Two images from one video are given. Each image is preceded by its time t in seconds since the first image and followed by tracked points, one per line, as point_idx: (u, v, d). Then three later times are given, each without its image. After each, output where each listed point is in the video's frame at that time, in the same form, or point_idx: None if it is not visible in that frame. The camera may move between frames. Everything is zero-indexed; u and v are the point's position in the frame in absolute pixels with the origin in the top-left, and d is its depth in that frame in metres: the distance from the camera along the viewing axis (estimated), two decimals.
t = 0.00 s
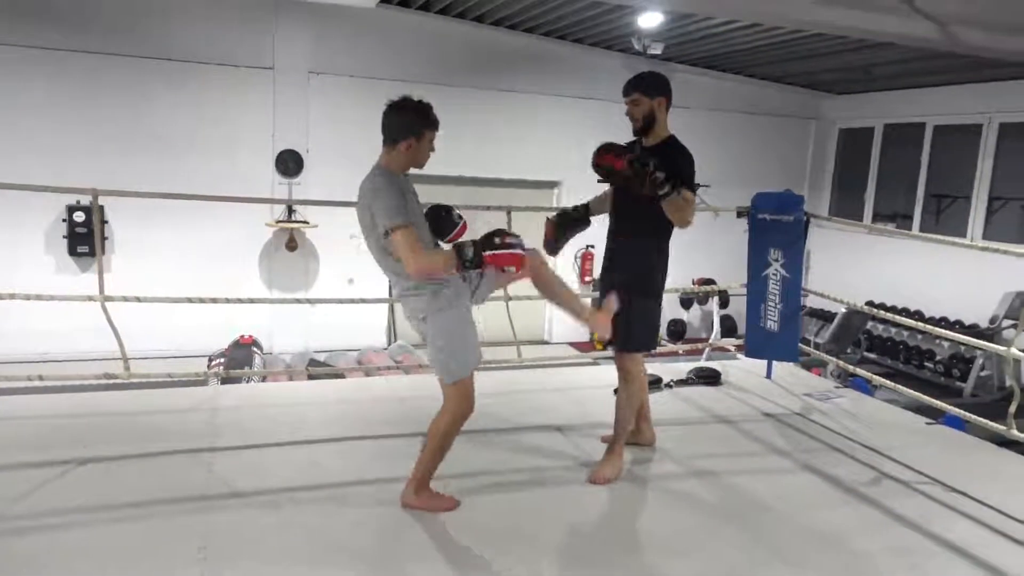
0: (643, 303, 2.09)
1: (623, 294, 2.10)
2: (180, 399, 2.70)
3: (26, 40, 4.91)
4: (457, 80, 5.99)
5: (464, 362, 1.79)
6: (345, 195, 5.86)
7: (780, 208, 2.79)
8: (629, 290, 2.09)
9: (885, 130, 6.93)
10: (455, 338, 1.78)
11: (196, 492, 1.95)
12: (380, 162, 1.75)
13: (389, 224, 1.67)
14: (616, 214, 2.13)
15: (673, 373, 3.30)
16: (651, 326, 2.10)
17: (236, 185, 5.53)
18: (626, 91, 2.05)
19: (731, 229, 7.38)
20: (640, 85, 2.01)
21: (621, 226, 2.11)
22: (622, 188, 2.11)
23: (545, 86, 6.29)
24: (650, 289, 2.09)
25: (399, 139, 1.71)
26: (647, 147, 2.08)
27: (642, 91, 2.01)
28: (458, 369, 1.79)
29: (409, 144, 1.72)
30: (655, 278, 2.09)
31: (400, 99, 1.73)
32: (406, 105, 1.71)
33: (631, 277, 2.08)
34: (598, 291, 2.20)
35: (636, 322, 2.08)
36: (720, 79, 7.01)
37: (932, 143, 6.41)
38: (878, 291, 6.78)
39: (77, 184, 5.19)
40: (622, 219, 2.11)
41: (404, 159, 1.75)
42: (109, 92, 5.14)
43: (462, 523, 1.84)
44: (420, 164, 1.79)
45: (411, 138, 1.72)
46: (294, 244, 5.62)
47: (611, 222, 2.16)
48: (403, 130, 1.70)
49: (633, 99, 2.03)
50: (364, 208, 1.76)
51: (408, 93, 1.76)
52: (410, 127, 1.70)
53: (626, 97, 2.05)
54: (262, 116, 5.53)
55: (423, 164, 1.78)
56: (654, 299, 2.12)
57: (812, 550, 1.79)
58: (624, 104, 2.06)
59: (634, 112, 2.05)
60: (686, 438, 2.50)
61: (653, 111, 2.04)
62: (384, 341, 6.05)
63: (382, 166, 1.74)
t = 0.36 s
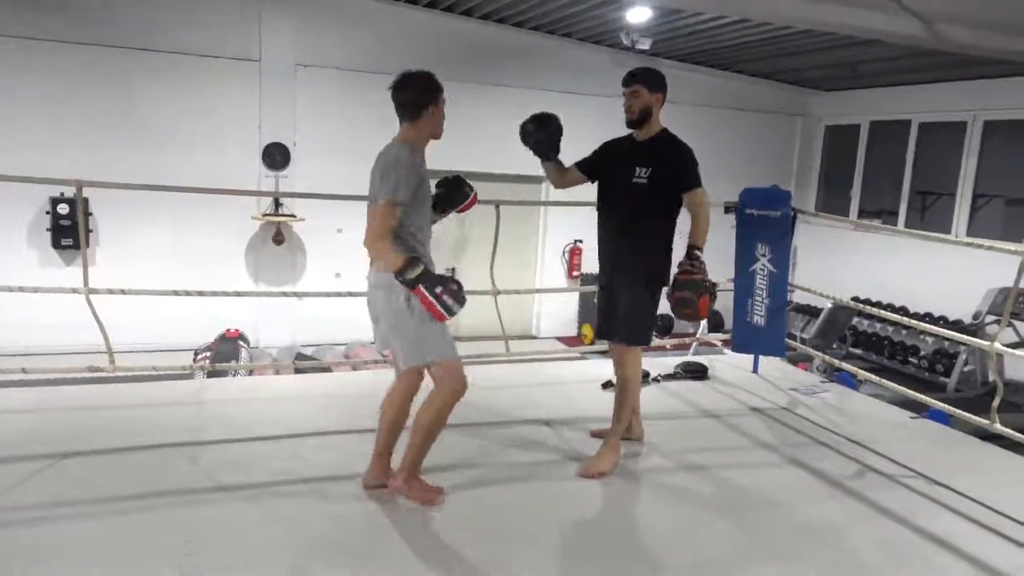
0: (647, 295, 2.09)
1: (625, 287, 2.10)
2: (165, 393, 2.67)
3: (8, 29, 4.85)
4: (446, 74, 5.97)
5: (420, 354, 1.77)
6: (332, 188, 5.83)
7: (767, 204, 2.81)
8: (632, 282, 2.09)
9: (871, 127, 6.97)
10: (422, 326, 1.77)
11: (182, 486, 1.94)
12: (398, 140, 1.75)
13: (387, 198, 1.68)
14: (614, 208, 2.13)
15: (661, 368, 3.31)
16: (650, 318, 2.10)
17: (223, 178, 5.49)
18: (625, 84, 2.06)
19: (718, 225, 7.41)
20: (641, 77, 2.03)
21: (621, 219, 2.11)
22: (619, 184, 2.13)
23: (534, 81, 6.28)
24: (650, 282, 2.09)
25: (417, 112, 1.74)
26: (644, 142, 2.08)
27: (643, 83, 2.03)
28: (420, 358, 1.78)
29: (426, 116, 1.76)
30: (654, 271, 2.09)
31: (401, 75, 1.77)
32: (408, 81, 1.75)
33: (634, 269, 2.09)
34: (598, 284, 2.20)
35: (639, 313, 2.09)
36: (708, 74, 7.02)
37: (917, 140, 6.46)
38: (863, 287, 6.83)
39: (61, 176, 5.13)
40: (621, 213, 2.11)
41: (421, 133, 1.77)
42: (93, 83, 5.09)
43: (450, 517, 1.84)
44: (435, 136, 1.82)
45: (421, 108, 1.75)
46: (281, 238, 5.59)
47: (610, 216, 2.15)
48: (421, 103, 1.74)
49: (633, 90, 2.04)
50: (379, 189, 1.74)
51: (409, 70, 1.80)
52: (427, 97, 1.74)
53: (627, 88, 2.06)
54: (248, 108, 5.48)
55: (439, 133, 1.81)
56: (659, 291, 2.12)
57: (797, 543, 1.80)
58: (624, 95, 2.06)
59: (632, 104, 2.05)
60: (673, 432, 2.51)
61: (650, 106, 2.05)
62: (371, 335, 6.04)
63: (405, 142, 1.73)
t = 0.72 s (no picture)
0: (639, 288, 2.10)
1: (617, 278, 2.11)
2: (153, 386, 2.66)
3: None
4: (436, 66, 5.95)
5: (387, 354, 1.76)
6: (322, 180, 5.81)
7: (757, 197, 2.81)
8: (624, 274, 2.10)
9: (860, 120, 6.99)
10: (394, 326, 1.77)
11: (170, 479, 1.93)
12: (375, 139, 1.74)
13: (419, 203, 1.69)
14: (607, 200, 2.13)
15: (651, 360, 3.32)
16: (643, 311, 2.11)
17: (212, 170, 5.46)
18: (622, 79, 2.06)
19: (709, 218, 7.43)
20: (639, 74, 2.02)
21: (613, 212, 2.11)
22: (610, 175, 2.12)
23: (525, 73, 6.26)
24: (643, 276, 2.10)
25: (392, 111, 1.73)
26: (638, 136, 2.08)
27: (640, 81, 2.02)
28: (376, 357, 1.74)
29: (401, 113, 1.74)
30: (647, 264, 2.10)
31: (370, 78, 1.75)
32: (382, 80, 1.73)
33: (627, 262, 2.09)
34: (589, 277, 2.20)
35: (631, 306, 2.10)
36: (698, 67, 7.02)
37: (906, 134, 6.48)
38: (851, 279, 6.86)
39: (46, 167, 5.08)
40: (613, 204, 2.11)
41: (398, 130, 1.76)
42: (80, 71, 5.04)
43: (440, 508, 1.85)
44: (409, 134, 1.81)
45: (397, 107, 1.73)
46: (270, 230, 5.56)
47: (601, 208, 2.15)
48: (394, 100, 1.72)
49: (631, 88, 2.03)
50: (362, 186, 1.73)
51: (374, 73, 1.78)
52: (400, 94, 1.72)
53: (623, 85, 2.05)
54: (237, 99, 5.44)
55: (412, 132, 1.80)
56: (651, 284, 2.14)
57: (786, 534, 1.82)
58: (620, 92, 2.05)
59: (628, 101, 2.05)
60: (662, 424, 2.52)
61: (646, 103, 2.05)
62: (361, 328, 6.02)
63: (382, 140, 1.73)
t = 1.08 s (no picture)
0: (638, 284, 2.10)
1: (616, 275, 2.11)
2: (150, 383, 2.65)
3: None
4: (432, 62, 5.93)
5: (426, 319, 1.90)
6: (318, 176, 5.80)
7: (753, 193, 2.82)
8: (624, 270, 2.10)
9: (857, 117, 6.99)
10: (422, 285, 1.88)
11: (168, 476, 1.94)
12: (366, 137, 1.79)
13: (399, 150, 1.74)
14: (606, 196, 2.13)
15: (648, 356, 3.33)
16: (643, 307, 2.12)
17: (209, 166, 5.45)
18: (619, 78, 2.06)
19: (706, 214, 7.44)
20: (637, 74, 2.02)
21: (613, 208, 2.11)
22: (608, 172, 2.13)
23: (522, 69, 6.25)
24: (642, 271, 2.10)
25: (386, 115, 1.78)
26: (636, 134, 2.08)
27: (638, 81, 2.02)
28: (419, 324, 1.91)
29: (393, 119, 1.79)
30: (647, 259, 2.10)
31: (381, 78, 1.79)
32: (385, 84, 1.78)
33: (626, 258, 2.10)
34: (589, 274, 2.20)
35: (628, 302, 2.10)
36: (695, 63, 7.01)
37: (903, 130, 6.49)
38: (847, 276, 6.88)
39: (42, 163, 5.07)
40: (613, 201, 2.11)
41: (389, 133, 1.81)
42: (75, 67, 5.02)
43: (439, 505, 1.85)
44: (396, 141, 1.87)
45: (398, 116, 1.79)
46: (267, 226, 5.56)
47: (601, 204, 2.15)
48: (391, 105, 1.77)
49: (628, 88, 2.03)
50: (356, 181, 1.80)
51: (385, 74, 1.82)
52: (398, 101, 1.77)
53: (620, 85, 2.05)
54: (234, 95, 5.43)
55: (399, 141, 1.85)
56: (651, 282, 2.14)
57: (782, 530, 1.82)
58: (618, 92, 2.05)
59: (625, 101, 2.06)
60: (660, 420, 2.53)
61: (643, 103, 2.06)
62: (358, 325, 6.02)
63: (372, 140, 1.78)
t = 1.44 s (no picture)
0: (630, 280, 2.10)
1: (608, 272, 2.12)
2: (151, 383, 2.66)
3: None
4: (432, 61, 5.93)
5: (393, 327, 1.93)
6: (318, 177, 5.80)
7: (752, 191, 2.82)
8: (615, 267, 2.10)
9: (857, 114, 6.99)
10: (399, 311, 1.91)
11: (169, 476, 1.94)
12: (369, 125, 1.77)
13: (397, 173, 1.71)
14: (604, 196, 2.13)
15: (648, 355, 3.33)
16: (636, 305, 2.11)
17: (209, 166, 5.46)
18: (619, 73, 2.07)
19: (705, 213, 7.44)
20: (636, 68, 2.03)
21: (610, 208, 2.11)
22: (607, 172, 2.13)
23: (521, 67, 6.25)
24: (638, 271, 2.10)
25: (390, 101, 1.77)
26: (633, 131, 2.09)
27: (636, 74, 2.03)
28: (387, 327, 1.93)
29: (398, 104, 1.78)
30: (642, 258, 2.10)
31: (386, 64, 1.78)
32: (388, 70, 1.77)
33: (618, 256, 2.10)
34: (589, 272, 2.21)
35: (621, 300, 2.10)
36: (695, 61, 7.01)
37: (902, 128, 6.49)
38: (847, 274, 6.88)
39: (43, 163, 5.07)
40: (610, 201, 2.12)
41: (394, 118, 1.80)
42: (75, 67, 5.02)
43: (439, 504, 1.85)
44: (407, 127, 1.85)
45: (402, 98, 1.77)
46: (267, 226, 5.56)
47: (600, 204, 2.15)
48: (395, 91, 1.75)
49: (627, 80, 2.04)
50: (357, 174, 1.77)
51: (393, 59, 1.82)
52: (399, 84, 1.76)
53: (619, 78, 2.05)
54: (234, 94, 5.43)
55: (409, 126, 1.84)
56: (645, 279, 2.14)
57: (781, 528, 1.83)
58: (616, 84, 2.06)
59: (623, 94, 2.05)
60: (660, 419, 2.53)
61: (641, 98, 2.06)
62: (358, 324, 6.03)
63: (375, 127, 1.77)
